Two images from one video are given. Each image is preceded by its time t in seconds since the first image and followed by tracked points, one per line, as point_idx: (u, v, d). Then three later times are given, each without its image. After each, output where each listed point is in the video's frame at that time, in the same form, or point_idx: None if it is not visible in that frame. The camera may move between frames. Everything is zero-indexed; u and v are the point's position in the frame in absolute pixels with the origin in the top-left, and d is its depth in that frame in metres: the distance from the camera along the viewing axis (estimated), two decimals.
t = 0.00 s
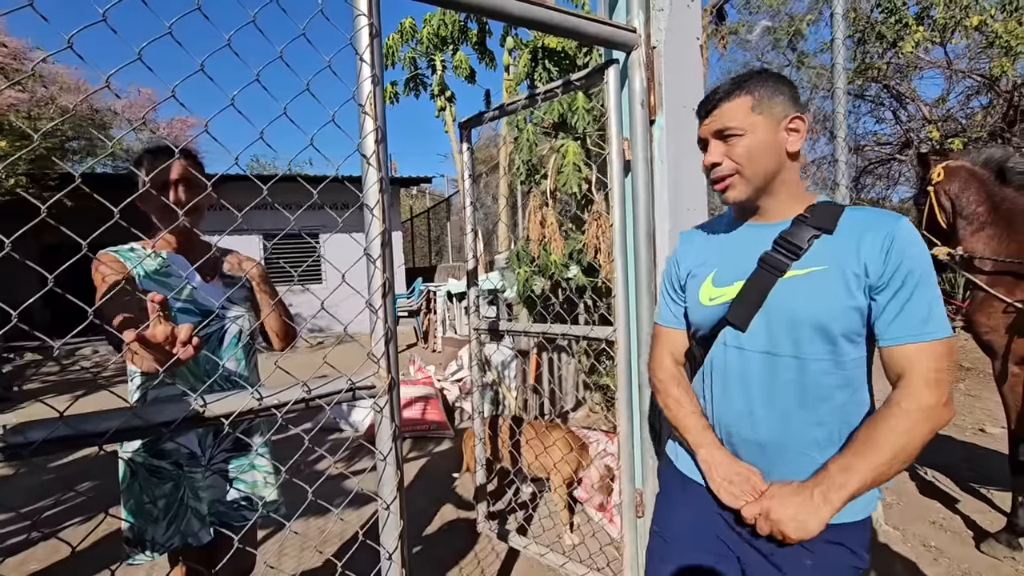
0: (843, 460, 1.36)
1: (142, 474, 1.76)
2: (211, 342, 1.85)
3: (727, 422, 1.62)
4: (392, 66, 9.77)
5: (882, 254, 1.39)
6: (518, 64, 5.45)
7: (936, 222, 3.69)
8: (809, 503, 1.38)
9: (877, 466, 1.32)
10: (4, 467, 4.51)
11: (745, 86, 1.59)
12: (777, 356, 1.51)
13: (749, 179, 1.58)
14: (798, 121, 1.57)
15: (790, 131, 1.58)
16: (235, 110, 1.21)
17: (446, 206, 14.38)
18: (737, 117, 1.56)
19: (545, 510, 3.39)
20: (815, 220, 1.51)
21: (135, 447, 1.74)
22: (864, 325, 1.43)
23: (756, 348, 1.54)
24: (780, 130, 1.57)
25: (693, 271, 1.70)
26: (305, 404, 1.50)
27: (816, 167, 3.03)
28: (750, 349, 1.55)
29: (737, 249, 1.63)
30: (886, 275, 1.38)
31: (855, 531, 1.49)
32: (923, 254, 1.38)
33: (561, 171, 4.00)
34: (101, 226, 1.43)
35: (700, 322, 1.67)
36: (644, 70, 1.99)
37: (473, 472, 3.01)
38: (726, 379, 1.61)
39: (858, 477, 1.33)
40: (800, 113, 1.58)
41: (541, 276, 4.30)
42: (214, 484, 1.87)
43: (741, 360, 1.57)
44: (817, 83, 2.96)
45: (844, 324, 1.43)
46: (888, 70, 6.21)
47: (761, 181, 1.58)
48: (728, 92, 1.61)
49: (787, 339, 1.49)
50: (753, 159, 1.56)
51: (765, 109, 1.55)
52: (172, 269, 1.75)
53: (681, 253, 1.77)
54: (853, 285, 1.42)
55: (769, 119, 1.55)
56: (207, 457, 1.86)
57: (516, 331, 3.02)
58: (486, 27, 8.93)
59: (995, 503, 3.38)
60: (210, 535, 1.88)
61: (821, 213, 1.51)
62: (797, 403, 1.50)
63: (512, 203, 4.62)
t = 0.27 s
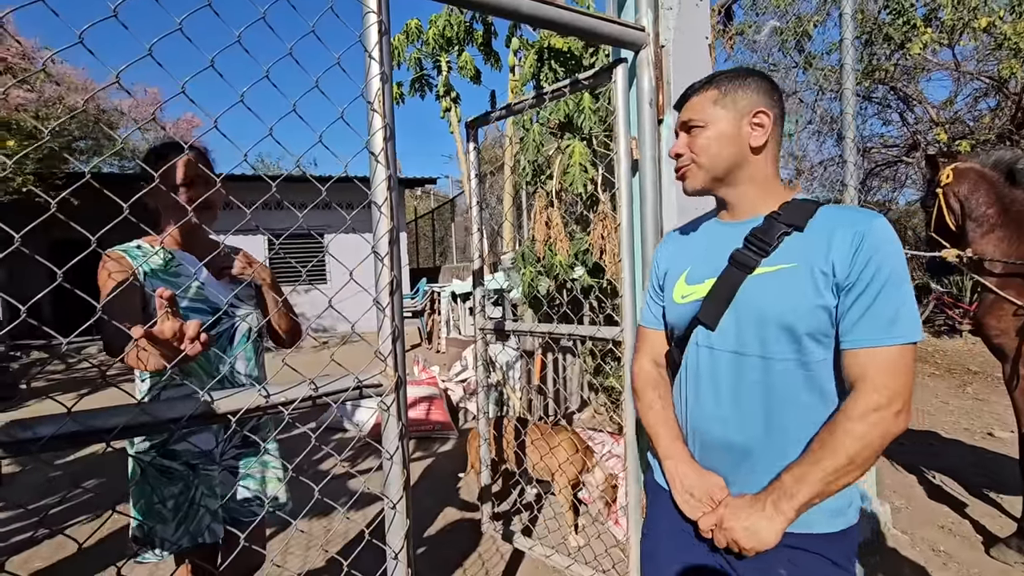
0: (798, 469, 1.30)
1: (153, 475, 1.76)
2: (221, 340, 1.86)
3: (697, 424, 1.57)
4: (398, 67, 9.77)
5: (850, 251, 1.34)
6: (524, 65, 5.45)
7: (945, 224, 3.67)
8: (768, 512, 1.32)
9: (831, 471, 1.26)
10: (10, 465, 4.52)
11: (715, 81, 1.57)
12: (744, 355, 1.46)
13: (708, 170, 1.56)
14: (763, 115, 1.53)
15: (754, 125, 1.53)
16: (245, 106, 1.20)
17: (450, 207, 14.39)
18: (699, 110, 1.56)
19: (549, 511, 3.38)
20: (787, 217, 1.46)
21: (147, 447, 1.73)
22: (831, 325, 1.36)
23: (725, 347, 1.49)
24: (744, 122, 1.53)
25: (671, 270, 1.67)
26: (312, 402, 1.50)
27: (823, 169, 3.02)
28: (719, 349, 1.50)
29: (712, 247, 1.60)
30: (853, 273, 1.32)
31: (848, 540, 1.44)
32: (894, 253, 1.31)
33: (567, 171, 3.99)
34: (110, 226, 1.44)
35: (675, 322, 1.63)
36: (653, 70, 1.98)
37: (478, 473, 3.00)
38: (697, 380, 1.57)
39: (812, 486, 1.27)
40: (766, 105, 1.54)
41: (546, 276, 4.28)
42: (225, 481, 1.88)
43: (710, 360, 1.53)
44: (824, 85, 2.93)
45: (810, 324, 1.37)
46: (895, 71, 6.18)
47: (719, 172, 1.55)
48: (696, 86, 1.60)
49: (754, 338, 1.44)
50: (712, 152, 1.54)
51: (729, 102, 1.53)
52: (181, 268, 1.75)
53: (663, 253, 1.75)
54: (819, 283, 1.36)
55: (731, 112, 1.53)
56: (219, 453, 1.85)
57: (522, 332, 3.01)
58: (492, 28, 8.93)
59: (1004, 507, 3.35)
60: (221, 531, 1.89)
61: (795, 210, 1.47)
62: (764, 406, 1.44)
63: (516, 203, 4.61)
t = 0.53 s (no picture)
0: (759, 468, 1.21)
1: (160, 477, 1.75)
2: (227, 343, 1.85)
3: (675, 425, 1.51)
4: (406, 69, 9.80)
5: (816, 241, 1.25)
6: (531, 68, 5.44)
7: (958, 229, 3.62)
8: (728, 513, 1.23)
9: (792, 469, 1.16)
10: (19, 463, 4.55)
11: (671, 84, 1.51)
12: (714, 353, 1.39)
13: (678, 176, 1.50)
14: (725, 112, 1.45)
15: (716, 126, 1.46)
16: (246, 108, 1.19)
17: (458, 208, 14.41)
18: (658, 116, 1.50)
19: (553, 516, 3.35)
20: (756, 211, 1.39)
21: (156, 449, 1.72)
22: (799, 319, 1.27)
23: (697, 345, 1.43)
24: (705, 123, 1.46)
25: (651, 270, 1.63)
26: (312, 407, 1.47)
27: (833, 172, 2.96)
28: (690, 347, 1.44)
29: (689, 245, 1.53)
30: (817, 262, 1.23)
31: (828, 547, 1.36)
32: (861, 240, 1.22)
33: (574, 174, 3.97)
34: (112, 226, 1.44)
35: (653, 322, 1.59)
36: (659, 72, 1.97)
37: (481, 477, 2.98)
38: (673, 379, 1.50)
39: (775, 484, 1.17)
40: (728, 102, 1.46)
41: (552, 280, 4.23)
42: (233, 483, 1.87)
43: (684, 359, 1.47)
44: (835, 87, 2.88)
45: (775, 318, 1.28)
46: (908, 74, 6.11)
47: (687, 175, 1.49)
48: (655, 91, 1.54)
49: (722, 335, 1.37)
50: (676, 158, 1.48)
51: (686, 105, 1.47)
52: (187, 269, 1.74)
53: (646, 253, 1.70)
54: (784, 275, 1.28)
55: (689, 114, 1.46)
56: (227, 454, 1.85)
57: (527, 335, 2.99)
58: (500, 31, 8.93)
59: (1017, 517, 3.30)
60: (229, 535, 1.87)
61: (764, 204, 1.39)
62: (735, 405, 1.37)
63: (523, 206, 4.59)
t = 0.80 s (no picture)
0: (735, 485, 1.18)
1: (164, 475, 1.76)
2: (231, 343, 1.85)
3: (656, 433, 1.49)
4: (417, 71, 9.83)
5: (777, 245, 1.22)
6: (540, 69, 5.43)
7: (974, 232, 3.56)
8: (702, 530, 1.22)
9: (765, 488, 1.15)
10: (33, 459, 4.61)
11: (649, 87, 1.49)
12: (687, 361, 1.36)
13: (651, 177, 1.49)
14: (700, 116, 1.43)
15: (689, 128, 1.44)
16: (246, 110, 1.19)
17: (468, 210, 14.43)
18: (636, 117, 1.49)
19: (558, 519, 3.34)
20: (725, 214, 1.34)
21: (160, 447, 1.74)
22: (764, 324, 1.24)
23: (671, 353, 1.40)
24: (679, 126, 1.44)
25: (636, 277, 1.62)
26: (311, 407, 1.47)
27: (846, 174, 2.92)
28: (665, 354, 1.42)
29: (669, 250, 1.50)
30: (779, 267, 1.20)
31: (817, 555, 1.33)
32: (823, 243, 1.18)
33: (582, 175, 3.96)
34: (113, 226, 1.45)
35: (636, 329, 1.57)
36: (663, 72, 1.96)
37: (485, 478, 2.98)
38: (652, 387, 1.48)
39: (751, 506, 1.16)
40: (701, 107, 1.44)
41: (559, 281, 4.24)
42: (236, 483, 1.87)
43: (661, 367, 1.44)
44: (847, 87, 2.87)
45: (742, 324, 1.25)
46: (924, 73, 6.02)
47: (660, 176, 1.47)
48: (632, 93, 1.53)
49: (691, 343, 1.34)
50: (649, 158, 1.47)
51: (663, 106, 1.45)
52: (188, 269, 1.75)
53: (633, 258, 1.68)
54: (748, 280, 1.24)
55: (665, 115, 1.44)
56: (230, 455, 1.85)
57: (532, 337, 2.98)
58: (510, 33, 8.94)
59: None
60: (230, 534, 1.87)
61: (732, 206, 1.34)
62: (708, 413, 1.34)
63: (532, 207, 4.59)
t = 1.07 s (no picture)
0: (722, 493, 1.19)
1: (173, 473, 1.78)
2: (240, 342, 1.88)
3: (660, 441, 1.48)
4: (430, 73, 9.87)
5: (764, 250, 1.20)
6: (553, 70, 5.42)
7: (994, 234, 3.50)
8: (695, 539, 1.22)
9: (754, 495, 1.14)
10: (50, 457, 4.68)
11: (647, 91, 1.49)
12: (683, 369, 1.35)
13: (646, 182, 1.48)
14: (698, 120, 1.41)
15: (687, 134, 1.42)
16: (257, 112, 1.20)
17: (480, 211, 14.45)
18: (634, 121, 1.48)
19: (568, 522, 3.33)
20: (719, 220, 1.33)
21: (170, 445, 1.75)
22: (756, 331, 1.23)
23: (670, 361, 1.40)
24: (677, 132, 1.42)
25: (638, 284, 1.62)
26: (319, 407, 1.48)
27: (863, 175, 2.83)
28: (664, 362, 1.42)
29: (668, 256, 1.50)
30: (766, 272, 1.19)
31: (822, 563, 1.31)
32: (810, 246, 1.17)
33: (593, 177, 3.95)
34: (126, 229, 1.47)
35: (639, 336, 1.57)
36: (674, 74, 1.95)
37: (495, 479, 2.98)
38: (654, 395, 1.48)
39: (737, 516, 1.16)
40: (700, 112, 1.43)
41: (570, 283, 4.23)
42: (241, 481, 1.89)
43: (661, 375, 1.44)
44: (865, 86, 2.77)
45: (733, 331, 1.24)
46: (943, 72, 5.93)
47: (656, 181, 1.47)
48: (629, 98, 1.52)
49: (686, 351, 1.34)
50: (645, 164, 1.46)
51: (661, 111, 1.44)
52: (199, 270, 1.77)
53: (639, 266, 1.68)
54: (737, 287, 1.23)
55: (663, 120, 1.43)
56: (237, 453, 1.87)
57: (541, 338, 2.98)
58: (523, 34, 8.94)
59: None
60: (239, 534, 1.89)
61: (726, 211, 1.33)
62: (707, 421, 1.33)
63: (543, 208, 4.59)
